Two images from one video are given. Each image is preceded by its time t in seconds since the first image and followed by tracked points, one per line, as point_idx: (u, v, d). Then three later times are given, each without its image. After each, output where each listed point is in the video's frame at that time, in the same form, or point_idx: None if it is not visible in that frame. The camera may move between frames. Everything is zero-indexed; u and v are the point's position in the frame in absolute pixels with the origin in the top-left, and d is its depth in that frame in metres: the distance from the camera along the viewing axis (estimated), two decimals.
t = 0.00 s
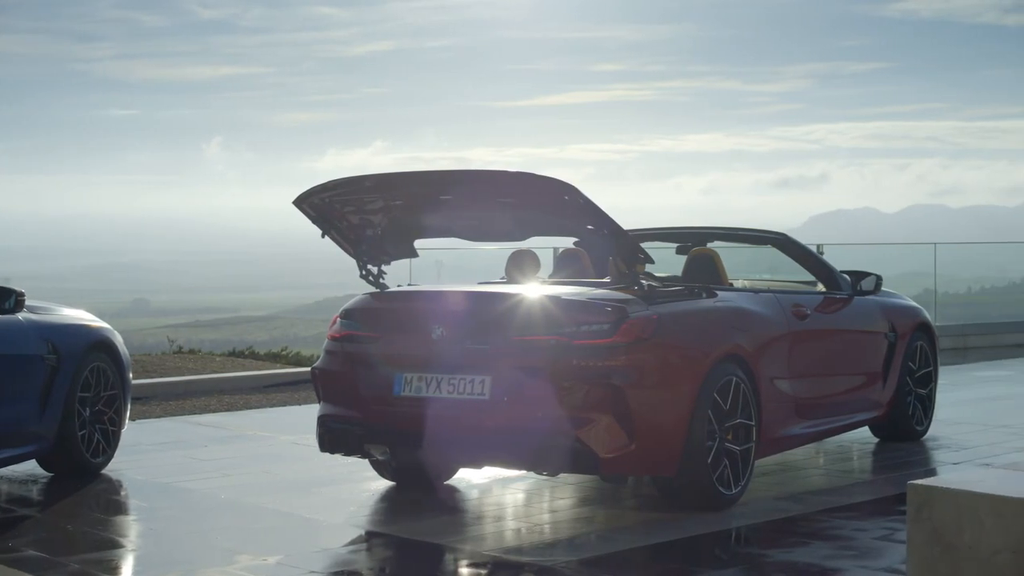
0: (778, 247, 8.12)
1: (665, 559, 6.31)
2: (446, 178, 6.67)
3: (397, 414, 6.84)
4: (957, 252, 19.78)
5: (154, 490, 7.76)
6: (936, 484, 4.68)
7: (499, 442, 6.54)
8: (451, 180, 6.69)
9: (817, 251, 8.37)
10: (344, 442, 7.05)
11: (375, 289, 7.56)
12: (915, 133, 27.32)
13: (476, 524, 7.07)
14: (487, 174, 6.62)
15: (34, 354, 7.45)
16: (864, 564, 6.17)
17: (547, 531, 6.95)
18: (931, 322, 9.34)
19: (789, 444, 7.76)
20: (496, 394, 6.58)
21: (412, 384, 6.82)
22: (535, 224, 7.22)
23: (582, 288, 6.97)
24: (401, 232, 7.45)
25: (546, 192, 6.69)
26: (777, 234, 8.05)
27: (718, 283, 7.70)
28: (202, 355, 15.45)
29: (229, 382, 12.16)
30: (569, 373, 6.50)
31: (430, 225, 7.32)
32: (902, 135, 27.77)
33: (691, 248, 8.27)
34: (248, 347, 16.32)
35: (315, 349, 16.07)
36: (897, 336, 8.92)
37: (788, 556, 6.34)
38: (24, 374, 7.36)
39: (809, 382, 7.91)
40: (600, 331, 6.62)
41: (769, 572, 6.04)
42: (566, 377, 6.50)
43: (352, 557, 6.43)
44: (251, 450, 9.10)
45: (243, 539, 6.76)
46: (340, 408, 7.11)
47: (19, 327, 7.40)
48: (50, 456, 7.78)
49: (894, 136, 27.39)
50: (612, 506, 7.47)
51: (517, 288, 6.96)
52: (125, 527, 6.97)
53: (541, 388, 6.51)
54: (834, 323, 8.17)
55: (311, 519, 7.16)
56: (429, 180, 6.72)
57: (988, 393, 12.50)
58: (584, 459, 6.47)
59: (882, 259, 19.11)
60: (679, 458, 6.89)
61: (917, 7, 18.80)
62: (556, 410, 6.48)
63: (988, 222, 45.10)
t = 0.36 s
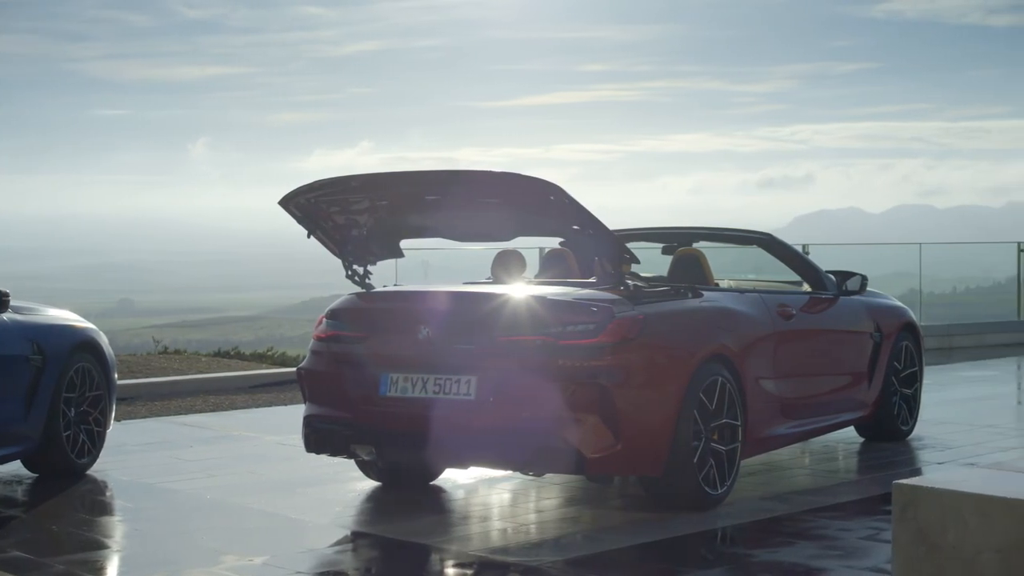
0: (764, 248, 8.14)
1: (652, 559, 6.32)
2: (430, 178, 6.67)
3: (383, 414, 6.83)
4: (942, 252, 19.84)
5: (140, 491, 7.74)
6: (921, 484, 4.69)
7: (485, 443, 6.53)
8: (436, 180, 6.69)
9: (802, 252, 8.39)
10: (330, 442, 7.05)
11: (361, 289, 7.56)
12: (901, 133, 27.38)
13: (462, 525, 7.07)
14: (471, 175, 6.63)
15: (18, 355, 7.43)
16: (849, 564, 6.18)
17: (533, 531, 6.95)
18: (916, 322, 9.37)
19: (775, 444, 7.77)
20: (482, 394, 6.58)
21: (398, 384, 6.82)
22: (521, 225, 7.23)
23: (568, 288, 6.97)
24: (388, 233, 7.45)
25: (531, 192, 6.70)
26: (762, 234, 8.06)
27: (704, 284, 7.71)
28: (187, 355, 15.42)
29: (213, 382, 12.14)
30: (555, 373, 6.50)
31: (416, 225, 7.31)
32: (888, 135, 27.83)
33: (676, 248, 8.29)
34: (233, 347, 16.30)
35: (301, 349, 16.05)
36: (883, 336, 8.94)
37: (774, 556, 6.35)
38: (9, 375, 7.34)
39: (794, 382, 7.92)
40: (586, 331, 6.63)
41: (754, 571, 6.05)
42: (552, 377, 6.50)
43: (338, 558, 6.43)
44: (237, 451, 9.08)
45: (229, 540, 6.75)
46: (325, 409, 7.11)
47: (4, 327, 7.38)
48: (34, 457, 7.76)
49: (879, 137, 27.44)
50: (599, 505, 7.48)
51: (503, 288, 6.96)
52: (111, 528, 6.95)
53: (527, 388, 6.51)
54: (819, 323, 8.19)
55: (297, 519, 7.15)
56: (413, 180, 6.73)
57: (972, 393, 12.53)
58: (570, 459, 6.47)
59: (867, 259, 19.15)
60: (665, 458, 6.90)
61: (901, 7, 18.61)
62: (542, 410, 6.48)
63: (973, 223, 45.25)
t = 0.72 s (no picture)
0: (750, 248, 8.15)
1: (638, 559, 6.32)
2: (420, 171, 6.70)
3: (369, 414, 6.83)
4: (927, 252, 19.90)
5: (125, 491, 7.73)
6: (907, 483, 4.71)
7: (471, 443, 6.53)
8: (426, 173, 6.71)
9: (788, 254, 8.41)
10: (316, 443, 7.04)
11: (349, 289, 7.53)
12: (887, 134, 27.45)
13: (449, 525, 7.06)
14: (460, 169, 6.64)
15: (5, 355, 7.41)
16: (836, 563, 6.20)
17: (520, 532, 6.95)
18: (902, 322, 9.39)
19: (761, 444, 7.79)
20: (468, 395, 6.58)
21: (384, 385, 6.82)
22: (510, 224, 7.23)
23: (553, 288, 6.98)
24: (377, 232, 7.45)
25: (520, 187, 6.71)
26: (749, 235, 8.07)
27: (691, 284, 7.73)
28: (173, 356, 15.41)
29: (199, 382, 12.13)
30: (541, 373, 6.51)
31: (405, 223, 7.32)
32: (874, 135, 27.90)
33: (662, 248, 8.31)
34: (219, 348, 16.27)
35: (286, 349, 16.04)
36: (868, 336, 8.97)
37: (760, 556, 6.36)
38: None
39: (780, 382, 7.94)
40: (572, 331, 6.63)
41: (741, 571, 6.06)
42: (538, 376, 6.50)
43: (325, 558, 6.42)
44: (223, 451, 9.07)
45: (215, 540, 6.74)
46: (312, 409, 7.10)
47: None
48: (20, 457, 7.74)
49: (865, 137, 27.51)
50: (585, 505, 7.49)
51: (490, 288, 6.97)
52: (97, 529, 6.94)
53: (514, 388, 6.51)
54: (805, 323, 8.21)
55: (284, 520, 7.15)
56: (402, 173, 6.75)
57: (957, 393, 12.55)
58: (557, 459, 6.47)
59: (853, 259, 19.19)
60: (651, 458, 6.91)
61: (887, 8, 18.64)
62: (529, 410, 6.48)
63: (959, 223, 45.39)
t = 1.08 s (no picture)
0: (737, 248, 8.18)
1: (625, 559, 6.33)
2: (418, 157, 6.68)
3: (357, 415, 6.82)
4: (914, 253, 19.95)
5: (111, 492, 7.71)
6: (893, 483, 4.72)
7: (458, 443, 6.53)
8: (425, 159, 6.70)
9: (774, 253, 8.44)
10: (303, 443, 7.03)
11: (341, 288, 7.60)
12: (874, 134, 27.49)
13: (436, 525, 7.07)
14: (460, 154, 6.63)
15: None
16: (822, 562, 6.22)
17: (507, 532, 6.96)
18: (888, 322, 9.42)
19: (747, 444, 7.80)
20: (455, 395, 6.58)
21: (371, 385, 6.81)
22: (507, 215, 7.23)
23: (540, 288, 6.99)
24: (377, 221, 7.49)
25: (519, 173, 6.70)
26: (735, 235, 8.08)
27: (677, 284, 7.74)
28: (160, 355, 15.39)
29: (184, 383, 12.11)
30: (529, 373, 6.50)
31: (403, 215, 7.37)
32: (861, 135, 27.95)
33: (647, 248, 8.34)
34: (205, 347, 16.25)
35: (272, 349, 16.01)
36: (855, 336, 8.99)
37: (746, 555, 6.37)
38: None
39: (767, 382, 7.95)
40: (558, 331, 6.63)
41: (727, 571, 6.06)
42: (525, 376, 6.50)
43: (312, 559, 6.41)
44: (209, 451, 9.06)
45: (202, 541, 6.73)
46: (299, 409, 7.09)
47: None
48: (6, 458, 7.71)
49: (852, 137, 27.56)
50: (572, 505, 7.49)
51: (476, 288, 6.97)
52: (83, 530, 6.92)
53: (501, 388, 6.50)
54: (791, 323, 8.22)
55: (270, 520, 7.14)
56: (402, 159, 6.74)
57: (943, 392, 12.57)
58: (544, 458, 6.47)
59: (841, 259, 19.23)
60: (638, 458, 6.91)
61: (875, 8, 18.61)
62: (517, 410, 6.47)
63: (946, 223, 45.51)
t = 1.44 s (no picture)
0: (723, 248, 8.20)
1: (612, 559, 6.34)
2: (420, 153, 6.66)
3: (343, 415, 6.82)
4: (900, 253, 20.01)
5: (97, 492, 7.69)
6: (880, 482, 4.73)
7: (444, 443, 6.52)
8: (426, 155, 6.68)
9: (761, 253, 8.47)
10: (289, 443, 7.02)
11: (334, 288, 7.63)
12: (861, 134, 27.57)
13: (422, 525, 7.06)
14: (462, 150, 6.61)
15: None
16: (808, 562, 6.23)
17: (493, 532, 6.96)
18: (874, 322, 9.45)
19: (734, 444, 7.81)
20: (442, 395, 6.57)
21: (358, 385, 6.81)
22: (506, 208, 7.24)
23: (527, 288, 6.99)
24: (377, 218, 7.51)
25: (521, 168, 6.68)
26: (721, 235, 8.10)
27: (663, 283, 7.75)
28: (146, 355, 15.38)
29: (170, 383, 12.09)
30: (515, 373, 6.49)
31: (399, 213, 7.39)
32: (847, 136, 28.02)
33: (637, 248, 8.34)
34: (192, 348, 16.23)
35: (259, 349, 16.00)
36: (841, 336, 9.01)
37: (733, 555, 6.38)
38: None
39: (753, 382, 7.96)
40: (544, 331, 6.64)
41: (714, 571, 6.07)
42: (512, 376, 6.49)
43: (299, 559, 6.40)
44: (195, 451, 9.05)
45: (188, 541, 6.72)
46: (285, 409, 7.09)
47: None
48: None
49: (838, 138, 27.63)
50: (559, 505, 7.50)
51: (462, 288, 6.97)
52: (69, 531, 6.90)
53: (487, 388, 6.49)
54: (777, 323, 8.24)
55: (257, 521, 7.13)
56: (404, 154, 6.72)
57: (929, 392, 12.62)
58: (530, 459, 6.46)
59: (827, 260, 19.27)
60: (625, 458, 6.91)
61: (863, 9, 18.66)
62: (503, 410, 6.46)
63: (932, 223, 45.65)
